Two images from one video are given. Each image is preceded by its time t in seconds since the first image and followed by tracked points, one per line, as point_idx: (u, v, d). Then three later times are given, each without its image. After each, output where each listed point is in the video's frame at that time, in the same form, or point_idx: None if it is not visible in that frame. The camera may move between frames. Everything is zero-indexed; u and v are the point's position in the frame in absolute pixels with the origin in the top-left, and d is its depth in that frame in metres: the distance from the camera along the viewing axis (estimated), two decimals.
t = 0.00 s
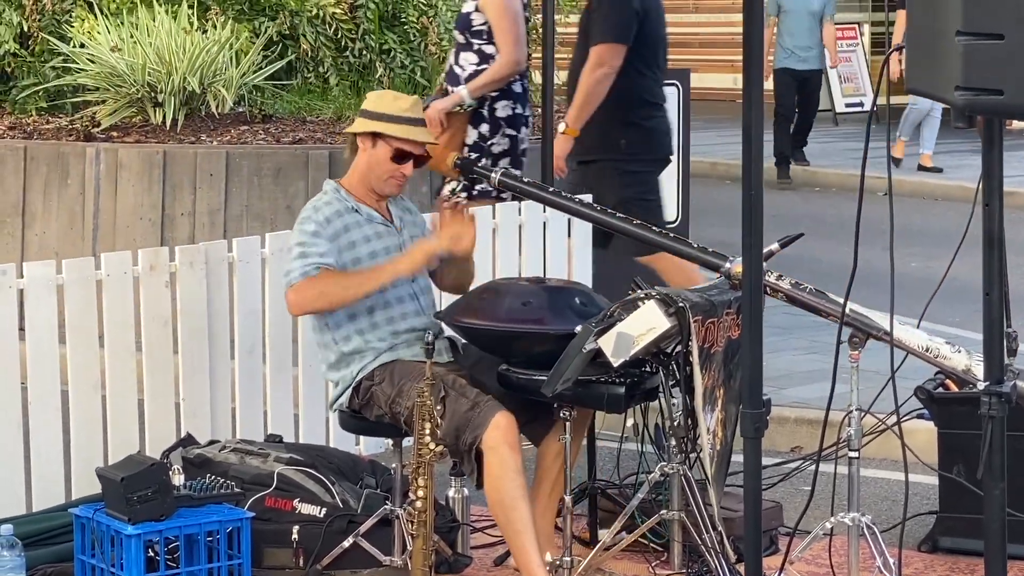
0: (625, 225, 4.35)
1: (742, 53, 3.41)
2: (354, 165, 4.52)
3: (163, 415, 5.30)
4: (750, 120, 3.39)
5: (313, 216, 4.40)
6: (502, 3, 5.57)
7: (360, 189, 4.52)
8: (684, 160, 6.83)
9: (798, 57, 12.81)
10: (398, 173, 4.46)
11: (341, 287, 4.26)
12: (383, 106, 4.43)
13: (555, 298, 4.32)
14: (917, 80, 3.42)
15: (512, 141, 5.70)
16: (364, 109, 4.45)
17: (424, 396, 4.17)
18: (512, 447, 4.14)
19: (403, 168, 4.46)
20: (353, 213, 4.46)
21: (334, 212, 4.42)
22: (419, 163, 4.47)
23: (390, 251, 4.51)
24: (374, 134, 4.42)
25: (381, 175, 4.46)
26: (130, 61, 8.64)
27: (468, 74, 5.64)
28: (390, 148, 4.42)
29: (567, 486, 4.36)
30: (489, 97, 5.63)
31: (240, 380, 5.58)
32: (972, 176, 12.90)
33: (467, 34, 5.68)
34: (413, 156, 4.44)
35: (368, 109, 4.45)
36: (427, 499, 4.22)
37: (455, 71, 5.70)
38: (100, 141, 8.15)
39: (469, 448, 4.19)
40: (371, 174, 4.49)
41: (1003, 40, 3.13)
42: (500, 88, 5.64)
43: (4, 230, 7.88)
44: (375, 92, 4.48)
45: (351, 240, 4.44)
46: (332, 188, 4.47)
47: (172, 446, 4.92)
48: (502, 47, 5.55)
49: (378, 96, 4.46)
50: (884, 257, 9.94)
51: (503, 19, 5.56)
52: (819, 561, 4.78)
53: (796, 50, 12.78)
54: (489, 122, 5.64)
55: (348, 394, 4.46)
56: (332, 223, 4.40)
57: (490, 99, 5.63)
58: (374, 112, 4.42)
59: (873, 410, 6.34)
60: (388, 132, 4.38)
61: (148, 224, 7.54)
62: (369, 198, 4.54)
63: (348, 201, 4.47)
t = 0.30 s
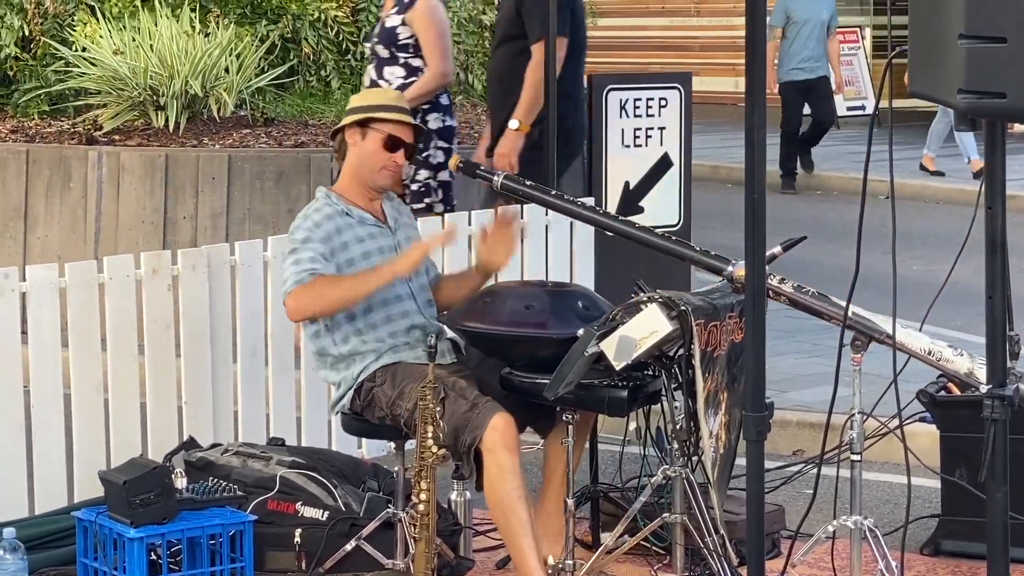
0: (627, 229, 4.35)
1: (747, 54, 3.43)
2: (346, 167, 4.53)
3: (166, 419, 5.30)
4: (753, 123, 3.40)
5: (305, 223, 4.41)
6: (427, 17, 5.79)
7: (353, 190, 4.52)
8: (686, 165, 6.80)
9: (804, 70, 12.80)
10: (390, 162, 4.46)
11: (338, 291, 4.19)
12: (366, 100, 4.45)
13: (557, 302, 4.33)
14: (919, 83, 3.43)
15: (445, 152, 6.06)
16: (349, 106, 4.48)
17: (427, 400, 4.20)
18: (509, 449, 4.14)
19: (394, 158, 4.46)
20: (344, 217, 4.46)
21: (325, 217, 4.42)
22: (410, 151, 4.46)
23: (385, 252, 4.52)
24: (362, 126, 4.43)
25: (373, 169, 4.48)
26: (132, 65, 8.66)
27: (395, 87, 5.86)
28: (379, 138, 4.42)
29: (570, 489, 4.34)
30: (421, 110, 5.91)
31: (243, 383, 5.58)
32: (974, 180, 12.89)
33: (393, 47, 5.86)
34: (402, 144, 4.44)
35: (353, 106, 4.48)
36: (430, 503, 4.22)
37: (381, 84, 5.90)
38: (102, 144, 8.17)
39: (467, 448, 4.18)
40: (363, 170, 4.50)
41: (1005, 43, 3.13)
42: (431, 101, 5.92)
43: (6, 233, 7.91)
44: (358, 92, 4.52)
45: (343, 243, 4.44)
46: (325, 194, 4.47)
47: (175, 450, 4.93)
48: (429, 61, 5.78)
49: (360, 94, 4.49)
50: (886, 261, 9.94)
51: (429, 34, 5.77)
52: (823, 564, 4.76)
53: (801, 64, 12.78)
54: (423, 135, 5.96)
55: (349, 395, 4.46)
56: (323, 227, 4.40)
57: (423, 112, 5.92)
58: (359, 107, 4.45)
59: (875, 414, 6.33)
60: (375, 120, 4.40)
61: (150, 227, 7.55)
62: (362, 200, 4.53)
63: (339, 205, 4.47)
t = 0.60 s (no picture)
0: (629, 231, 4.36)
1: (747, 56, 3.44)
2: (357, 175, 4.48)
3: (167, 420, 5.30)
4: (754, 125, 3.41)
5: (320, 239, 4.36)
6: (346, 12, 5.88)
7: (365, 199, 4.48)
8: (687, 167, 6.82)
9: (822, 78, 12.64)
10: (406, 174, 4.46)
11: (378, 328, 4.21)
12: (385, 109, 4.42)
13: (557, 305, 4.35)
14: (921, 86, 3.44)
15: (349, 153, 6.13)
16: (366, 115, 4.43)
17: (427, 402, 4.22)
18: (511, 452, 4.13)
19: (411, 170, 4.46)
20: (358, 230, 4.41)
21: (340, 232, 4.37)
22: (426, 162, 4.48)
23: (396, 265, 4.50)
24: (382, 137, 4.41)
25: (389, 176, 4.45)
26: (133, 67, 8.65)
27: (309, 82, 5.94)
28: (398, 150, 4.42)
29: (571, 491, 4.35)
30: (329, 107, 6.02)
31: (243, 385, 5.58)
32: (975, 182, 12.90)
33: (307, 41, 5.94)
34: (419, 155, 4.46)
35: (370, 114, 4.43)
36: (431, 505, 4.24)
37: (293, 78, 5.97)
38: (103, 146, 8.17)
39: (468, 448, 4.19)
40: (376, 179, 4.47)
41: (1005, 45, 3.13)
42: (338, 99, 6.03)
43: (8, 235, 7.86)
44: (369, 100, 4.48)
45: (362, 257, 4.41)
46: (335, 206, 4.43)
47: (176, 451, 4.93)
48: (348, 56, 5.87)
49: (377, 99, 4.46)
50: (887, 263, 9.94)
51: (347, 30, 5.87)
52: (824, 566, 4.77)
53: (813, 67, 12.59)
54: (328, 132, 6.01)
55: (352, 398, 4.46)
56: (341, 245, 4.35)
57: (330, 110, 6.03)
58: (378, 116, 4.41)
59: (876, 416, 6.34)
60: (398, 132, 4.39)
61: (151, 229, 7.55)
62: (370, 209, 4.50)
63: (351, 217, 4.43)
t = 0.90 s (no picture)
0: (630, 231, 4.35)
1: (749, 56, 3.44)
2: (360, 169, 4.51)
3: (168, 421, 5.30)
4: (756, 124, 3.40)
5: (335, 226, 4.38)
6: (276, 15, 6.00)
7: (368, 195, 4.49)
8: (688, 167, 6.84)
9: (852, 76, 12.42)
10: (406, 170, 4.46)
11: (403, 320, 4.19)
12: (382, 106, 4.44)
13: (559, 305, 4.36)
14: (922, 86, 3.44)
15: (273, 151, 6.28)
16: (366, 110, 4.46)
17: (429, 400, 4.23)
18: (529, 437, 4.19)
19: (411, 166, 4.46)
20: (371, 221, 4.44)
21: (352, 221, 4.39)
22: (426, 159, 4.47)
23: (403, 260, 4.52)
24: (378, 133, 4.42)
25: (390, 175, 4.46)
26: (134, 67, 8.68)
27: (239, 84, 6.07)
28: (394, 147, 4.43)
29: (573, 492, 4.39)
30: (255, 107, 6.16)
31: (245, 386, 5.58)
32: (976, 183, 12.89)
33: (237, 43, 6.08)
34: (419, 151, 4.45)
35: (369, 110, 4.46)
36: (432, 506, 4.26)
37: (224, 79, 6.09)
38: (103, 148, 8.17)
39: (487, 435, 4.24)
40: (377, 176, 4.48)
41: (1007, 45, 3.12)
42: (266, 100, 6.18)
43: (9, 236, 7.85)
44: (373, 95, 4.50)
45: (374, 247, 4.43)
46: (346, 196, 4.44)
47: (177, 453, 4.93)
48: (279, 58, 6.03)
49: (377, 96, 4.47)
50: (888, 265, 9.93)
51: (278, 33, 6.01)
52: (825, 566, 4.77)
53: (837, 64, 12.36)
54: (253, 130, 6.17)
55: (359, 401, 4.43)
56: (354, 233, 4.38)
57: (257, 109, 6.17)
58: (376, 112, 4.43)
59: (877, 417, 6.34)
60: (390, 129, 4.39)
61: (152, 230, 7.56)
62: (378, 204, 4.50)
63: (362, 207, 4.44)
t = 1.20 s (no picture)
0: (631, 232, 4.36)
1: (750, 58, 3.45)
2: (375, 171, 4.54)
3: (169, 422, 5.31)
4: (757, 125, 3.41)
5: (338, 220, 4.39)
6: (188, 43, 5.63)
7: (382, 195, 4.51)
8: (689, 168, 6.84)
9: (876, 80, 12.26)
10: (414, 178, 4.44)
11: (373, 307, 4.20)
12: (400, 112, 4.45)
13: (561, 305, 4.33)
14: (922, 85, 3.44)
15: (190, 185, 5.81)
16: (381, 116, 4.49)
17: (431, 403, 4.22)
18: (547, 451, 4.15)
19: (419, 176, 4.45)
20: (377, 217, 4.45)
21: (357, 215, 4.40)
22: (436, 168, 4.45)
23: (410, 257, 4.51)
24: (389, 141, 4.44)
25: (399, 181, 4.46)
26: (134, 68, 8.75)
27: (150, 114, 5.68)
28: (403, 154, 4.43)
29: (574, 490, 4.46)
30: (166, 139, 5.71)
31: (245, 386, 5.58)
32: (976, 183, 12.90)
33: (149, 73, 5.70)
34: (428, 162, 4.43)
35: (385, 115, 4.49)
36: (432, 506, 4.24)
37: (134, 110, 5.70)
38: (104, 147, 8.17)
39: (504, 457, 4.20)
40: (389, 182, 4.49)
41: (1007, 46, 3.12)
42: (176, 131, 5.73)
43: (10, 236, 7.86)
44: (394, 100, 4.52)
45: (377, 243, 4.43)
46: (356, 193, 4.45)
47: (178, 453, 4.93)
48: (192, 88, 5.66)
49: (394, 102, 4.49)
50: (889, 265, 9.94)
51: (192, 65, 5.64)
52: (825, 566, 4.76)
53: (864, 70, 12.23)
54: (165, 163, 5.71)
55: (361, 402, 4.43)
56: (357, 226, 4.38)
57: (168, 140, 5.71)
58: (388, 119, 4.45)
59: (878, 417, 6.34)
60: (397, 137, 4.39)
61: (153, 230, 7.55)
62: (392, 205, 4.53)
63: (371, 204, 4.46)
